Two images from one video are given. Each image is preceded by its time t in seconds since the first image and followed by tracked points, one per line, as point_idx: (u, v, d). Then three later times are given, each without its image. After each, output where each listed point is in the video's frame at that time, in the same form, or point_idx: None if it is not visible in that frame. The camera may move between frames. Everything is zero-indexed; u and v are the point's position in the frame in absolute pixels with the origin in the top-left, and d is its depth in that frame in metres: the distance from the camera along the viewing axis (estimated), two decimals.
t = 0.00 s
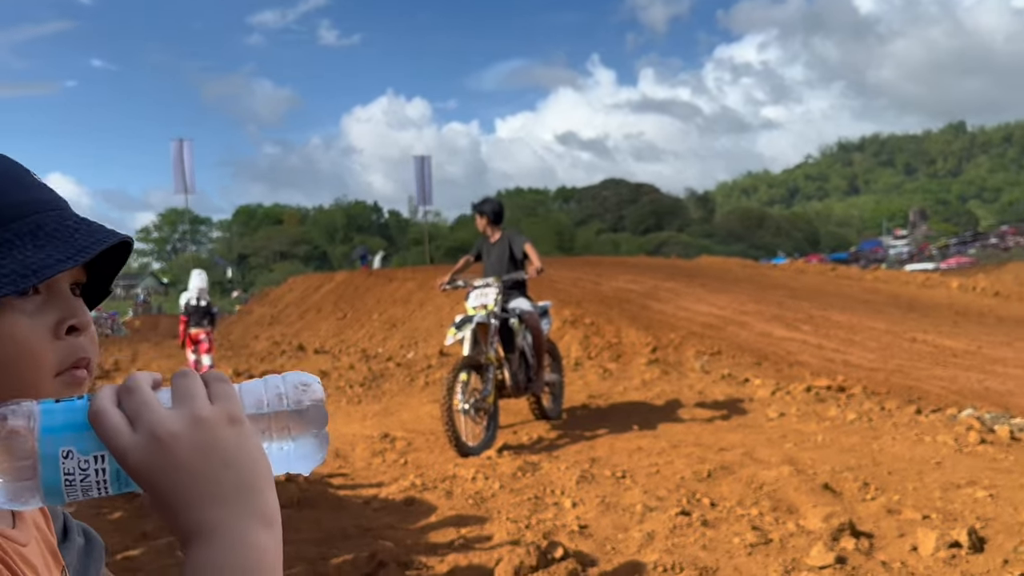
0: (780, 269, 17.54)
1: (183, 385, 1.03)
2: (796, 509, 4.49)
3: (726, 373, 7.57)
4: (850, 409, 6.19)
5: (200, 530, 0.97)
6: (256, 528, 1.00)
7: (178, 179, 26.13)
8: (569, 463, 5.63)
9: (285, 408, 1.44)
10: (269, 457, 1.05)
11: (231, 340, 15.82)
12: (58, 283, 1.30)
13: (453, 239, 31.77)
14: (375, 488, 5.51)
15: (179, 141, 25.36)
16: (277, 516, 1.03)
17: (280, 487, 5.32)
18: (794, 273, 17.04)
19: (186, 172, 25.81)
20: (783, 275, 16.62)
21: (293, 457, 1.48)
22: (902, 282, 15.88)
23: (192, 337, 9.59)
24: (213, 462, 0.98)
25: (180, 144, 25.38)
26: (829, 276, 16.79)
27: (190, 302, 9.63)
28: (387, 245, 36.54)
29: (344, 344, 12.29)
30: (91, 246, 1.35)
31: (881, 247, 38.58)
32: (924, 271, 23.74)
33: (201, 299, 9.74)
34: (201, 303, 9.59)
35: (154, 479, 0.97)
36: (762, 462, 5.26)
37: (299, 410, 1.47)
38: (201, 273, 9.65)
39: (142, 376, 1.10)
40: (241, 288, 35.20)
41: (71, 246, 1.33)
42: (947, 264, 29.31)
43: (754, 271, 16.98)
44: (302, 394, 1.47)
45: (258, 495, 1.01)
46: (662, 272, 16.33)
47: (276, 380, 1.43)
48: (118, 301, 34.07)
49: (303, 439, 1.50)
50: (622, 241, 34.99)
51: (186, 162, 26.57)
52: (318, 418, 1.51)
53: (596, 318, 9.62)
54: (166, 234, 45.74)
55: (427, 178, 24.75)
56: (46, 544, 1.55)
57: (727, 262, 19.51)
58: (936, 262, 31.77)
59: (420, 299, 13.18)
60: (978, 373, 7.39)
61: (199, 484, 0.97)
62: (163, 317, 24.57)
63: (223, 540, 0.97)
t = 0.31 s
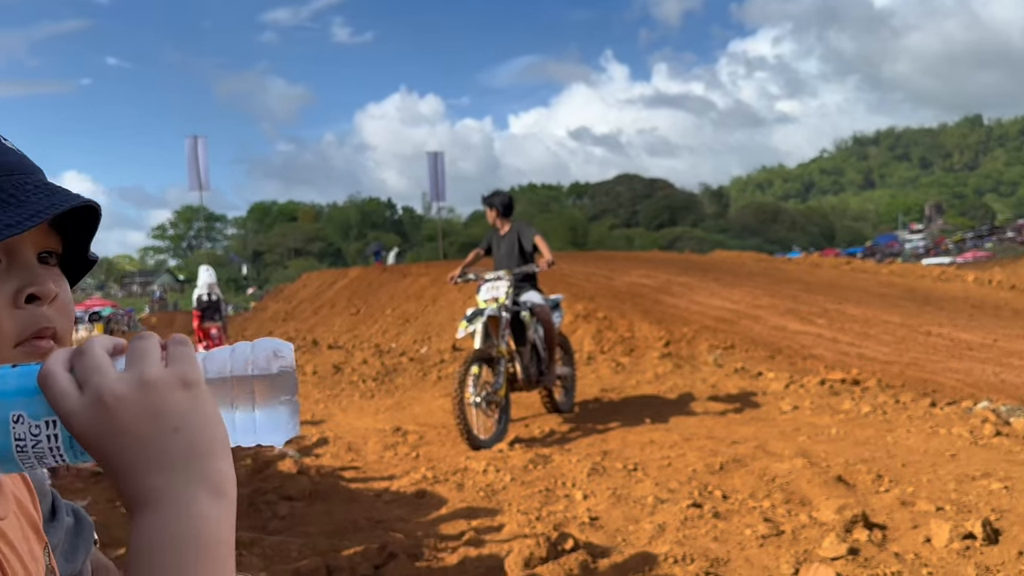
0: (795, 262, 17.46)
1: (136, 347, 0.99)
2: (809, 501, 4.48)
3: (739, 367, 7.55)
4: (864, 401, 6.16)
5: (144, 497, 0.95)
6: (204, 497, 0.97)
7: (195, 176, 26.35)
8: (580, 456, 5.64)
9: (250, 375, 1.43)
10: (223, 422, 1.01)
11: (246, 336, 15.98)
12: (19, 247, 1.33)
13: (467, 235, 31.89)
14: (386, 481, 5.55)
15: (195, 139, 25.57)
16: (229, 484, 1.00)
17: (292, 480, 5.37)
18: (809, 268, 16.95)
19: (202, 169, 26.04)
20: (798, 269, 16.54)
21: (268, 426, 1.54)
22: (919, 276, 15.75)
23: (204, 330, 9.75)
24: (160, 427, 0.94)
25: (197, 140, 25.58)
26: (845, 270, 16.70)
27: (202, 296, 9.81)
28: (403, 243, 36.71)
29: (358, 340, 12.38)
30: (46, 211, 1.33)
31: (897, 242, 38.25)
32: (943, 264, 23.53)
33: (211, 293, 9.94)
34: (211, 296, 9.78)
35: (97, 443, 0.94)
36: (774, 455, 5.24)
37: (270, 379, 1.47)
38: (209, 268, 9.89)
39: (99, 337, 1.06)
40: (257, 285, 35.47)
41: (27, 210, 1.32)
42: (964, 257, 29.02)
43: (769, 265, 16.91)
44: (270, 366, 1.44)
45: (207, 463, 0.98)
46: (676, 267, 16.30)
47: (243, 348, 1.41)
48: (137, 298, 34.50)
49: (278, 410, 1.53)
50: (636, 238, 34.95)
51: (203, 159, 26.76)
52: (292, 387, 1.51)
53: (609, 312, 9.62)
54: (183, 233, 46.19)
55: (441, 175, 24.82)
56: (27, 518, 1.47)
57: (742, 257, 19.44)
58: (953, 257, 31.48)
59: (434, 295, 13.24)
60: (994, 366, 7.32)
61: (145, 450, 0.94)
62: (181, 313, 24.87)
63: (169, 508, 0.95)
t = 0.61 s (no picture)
0: (806, 258, 17.38)
1: (113, 350, 0.93)
2: (819, 498, 4.47)
3: (749, 363, 7.54)
4: (875, 397, 6.14)
5: (109, 504, 0.90)
6: (172, 508, 0.91)
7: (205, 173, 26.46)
8: (589, 453, 5.65)
9: (232, 377, 1.41)
10: (197, 426, 0.95)
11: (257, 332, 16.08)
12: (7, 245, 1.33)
13: (475, 231, 31.93)
14: (396, 478, 5.58)
15: (205, 136, 25.69)
16: (200, 493, 0.94)
17: (302, 476, 5.41)
18: (820, 263, 16.89)
19: (212, 166, 26.16)
20: (809, 264, 16.48)
21: (254, 434, 1.50)
22: (931, 271, 15.66)
23: (213, 326, 9.84)
24: (127, 432, 0.88)
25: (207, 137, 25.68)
26: (856, 265, 16.63)
27: (211, 292, 9.88)
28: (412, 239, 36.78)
29: (367, 336, 12.43)
30: (32, 207, 1.31)
31: (909, 237, 37.94)
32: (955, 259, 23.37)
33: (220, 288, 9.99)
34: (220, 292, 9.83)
35: (64, 448, 0.88)
36: (784, 451, 5.24)
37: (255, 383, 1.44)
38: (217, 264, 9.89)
39: (81, 337, 0.99)
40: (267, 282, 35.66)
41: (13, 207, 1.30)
42: (977, 252, 28.76)
43: (780, 260, 16.86)
44: (254, 368, 1.42)
45: (178, 472, 0.92)
46: (686, 262, 16.28)
47: (226, 350, 1.39)
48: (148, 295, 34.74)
49: (266, 417, 1.50)
50: (645, 234, 34.90)
51: (213, 156, 26.86)
52: (281, 389, 1.49)
53: (618, 309, 9.61)
54: (193, 230, 46.44)
55: (450, 172, 24.84)
56: (27, 515, 1.47)
57: (752, 252, 19.38)
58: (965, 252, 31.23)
59: (443, 291, 13.27)
60: (1007, 361, 7.28)
61: (111, 457, 0.88)
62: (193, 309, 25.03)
63: (135, 518, 0.90)
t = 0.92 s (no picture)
0: (808, 257, 17.37)
1: (109, 349, 0.91)
2: (822, 496, 4.48)
3: (752, 361, 7.55)
4: (878, 396, 6.15)
5: (103, 509, 0.89)
6: (167, 513, 0.90)
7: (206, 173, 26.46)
8: (592, 451, 5.66)
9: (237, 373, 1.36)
10: (194, 427, 0.94)
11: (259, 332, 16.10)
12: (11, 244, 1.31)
13: (476, 230, 31.92)
14: (399, 476, 5.59)
15: (206, 135, 25.69)
16: (197, 497, 0.93)
17: (305, 475, 5.42)
18: (822, 262, 16.89)
19: (213, 165, 26.16)
20: (811, 263, 16.48)
21: (261, 435, 1.44)
22: (933, 270, 15.66)
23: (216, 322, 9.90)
24: (120, 435, 0.87)
25: (208, 137, 25.68)
26: (858, 264, 16.62)
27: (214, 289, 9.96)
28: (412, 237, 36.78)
29: (369, 335, 12.43)
30: (39, 207, 1.29)
31: (910, 235, 37.94)
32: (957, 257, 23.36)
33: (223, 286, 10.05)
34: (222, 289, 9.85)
35: (59, 450, 0.88)
36: (787, 449, 5.25)
37: (263, 379, 1.39)
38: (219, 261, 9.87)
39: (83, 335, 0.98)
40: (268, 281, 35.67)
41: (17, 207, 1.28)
42: (979, 250, 28.71)
43: (782, 259, 16.85)
44: (262, 362, 1.38)
45: (173, 476, 0.91)
46: (688, 261, 16.28)
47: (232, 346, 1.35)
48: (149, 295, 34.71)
49: (277, 416, 1.44)
50: (646, 232, 34.89)
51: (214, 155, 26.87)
52: (290, 384, 1.43)
53: (621, 307, 9.62)
54: (194, 229, 46.43)
55: (451, 171, 24.83)
56: (38, 514, 1.47)
57: (754, 250, 19.37)
58: (968, 250, 31.17)
59: (445, 290, 13.27)
60: (1010, 360, 7.28)
61: (106, 460, 0.88)
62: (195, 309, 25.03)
63: (128, 523, 0.89)
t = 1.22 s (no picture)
0: (799, 257, 17.41)
1: (108, 367, 0.90)
2: (812, 496, 4.49)
3: (743, 361, 7.56)
4: (867, 396, 6.17)
5: (96, 528, 0.88)
6: (158, 536, 0.89)
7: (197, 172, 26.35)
8: (583, 451, 5.66)
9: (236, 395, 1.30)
10: (191, 447, 0.92)
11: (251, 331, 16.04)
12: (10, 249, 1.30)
13: (470, 229, 31.90)
14: (390, 477, 5.58)
15: (197, 134, 25.58)
16: (189, 520, 0.91)
17: (296, 476, 5.40)
18: (813, 262, 16.94)
19: (204, 163, 26.04)
20: (802, 263, 16.52)
21: (258, 457, 1.43)
22: (923, 271, 15.72)
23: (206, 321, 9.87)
24: (114, 454, 0.86)
25: (199, 135, 25.56)
26: (849, 264, 16.67)
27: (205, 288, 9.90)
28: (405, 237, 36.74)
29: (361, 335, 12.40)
30: (37, 212, 1.29)
31: (901, 236, 38.07)
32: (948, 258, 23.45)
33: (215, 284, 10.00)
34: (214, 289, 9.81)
35: (54, 468, 0.87)
36: (777, 449, 5.27)
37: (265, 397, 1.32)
38: (210, 261, 9.80)
39: (88, 350, 0.97)
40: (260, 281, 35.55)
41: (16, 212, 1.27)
42: (969, 251, 28.80)
43: (774, 259, 16.89)
44: (266, 382, 1.30)
45: (166, 497, 0.89)
46: (680, 261, 16.30)
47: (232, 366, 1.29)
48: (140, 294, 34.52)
49: (278, 438, 1.40)
50: (639, 232, 34.93)
51: (206, 154, 26.75)
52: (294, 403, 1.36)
53: (613, 308, 9.63)
54: (186, 228, 46.24)
55: (444, 171, 24.81)
56: (29, 519, 1.48)
57: (746, 250, 19.41)
58: (959, 251, 31.28)
59: (438, 290, 13.24)
60: (998, 360, 7.32)
61: (98, 480, 0.86)
62: (186, 308, 24.94)
63: (119, 544, 0.88)
